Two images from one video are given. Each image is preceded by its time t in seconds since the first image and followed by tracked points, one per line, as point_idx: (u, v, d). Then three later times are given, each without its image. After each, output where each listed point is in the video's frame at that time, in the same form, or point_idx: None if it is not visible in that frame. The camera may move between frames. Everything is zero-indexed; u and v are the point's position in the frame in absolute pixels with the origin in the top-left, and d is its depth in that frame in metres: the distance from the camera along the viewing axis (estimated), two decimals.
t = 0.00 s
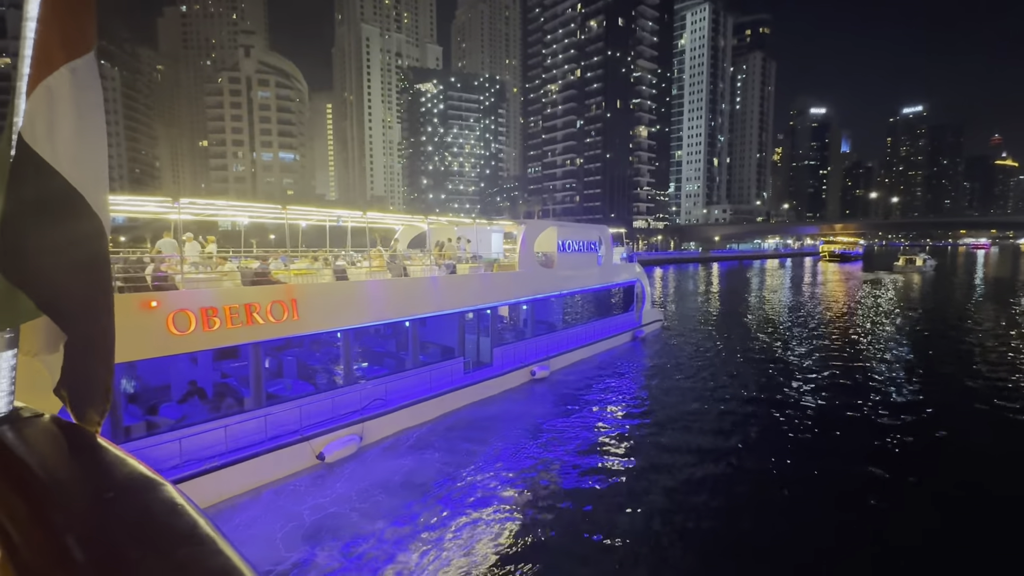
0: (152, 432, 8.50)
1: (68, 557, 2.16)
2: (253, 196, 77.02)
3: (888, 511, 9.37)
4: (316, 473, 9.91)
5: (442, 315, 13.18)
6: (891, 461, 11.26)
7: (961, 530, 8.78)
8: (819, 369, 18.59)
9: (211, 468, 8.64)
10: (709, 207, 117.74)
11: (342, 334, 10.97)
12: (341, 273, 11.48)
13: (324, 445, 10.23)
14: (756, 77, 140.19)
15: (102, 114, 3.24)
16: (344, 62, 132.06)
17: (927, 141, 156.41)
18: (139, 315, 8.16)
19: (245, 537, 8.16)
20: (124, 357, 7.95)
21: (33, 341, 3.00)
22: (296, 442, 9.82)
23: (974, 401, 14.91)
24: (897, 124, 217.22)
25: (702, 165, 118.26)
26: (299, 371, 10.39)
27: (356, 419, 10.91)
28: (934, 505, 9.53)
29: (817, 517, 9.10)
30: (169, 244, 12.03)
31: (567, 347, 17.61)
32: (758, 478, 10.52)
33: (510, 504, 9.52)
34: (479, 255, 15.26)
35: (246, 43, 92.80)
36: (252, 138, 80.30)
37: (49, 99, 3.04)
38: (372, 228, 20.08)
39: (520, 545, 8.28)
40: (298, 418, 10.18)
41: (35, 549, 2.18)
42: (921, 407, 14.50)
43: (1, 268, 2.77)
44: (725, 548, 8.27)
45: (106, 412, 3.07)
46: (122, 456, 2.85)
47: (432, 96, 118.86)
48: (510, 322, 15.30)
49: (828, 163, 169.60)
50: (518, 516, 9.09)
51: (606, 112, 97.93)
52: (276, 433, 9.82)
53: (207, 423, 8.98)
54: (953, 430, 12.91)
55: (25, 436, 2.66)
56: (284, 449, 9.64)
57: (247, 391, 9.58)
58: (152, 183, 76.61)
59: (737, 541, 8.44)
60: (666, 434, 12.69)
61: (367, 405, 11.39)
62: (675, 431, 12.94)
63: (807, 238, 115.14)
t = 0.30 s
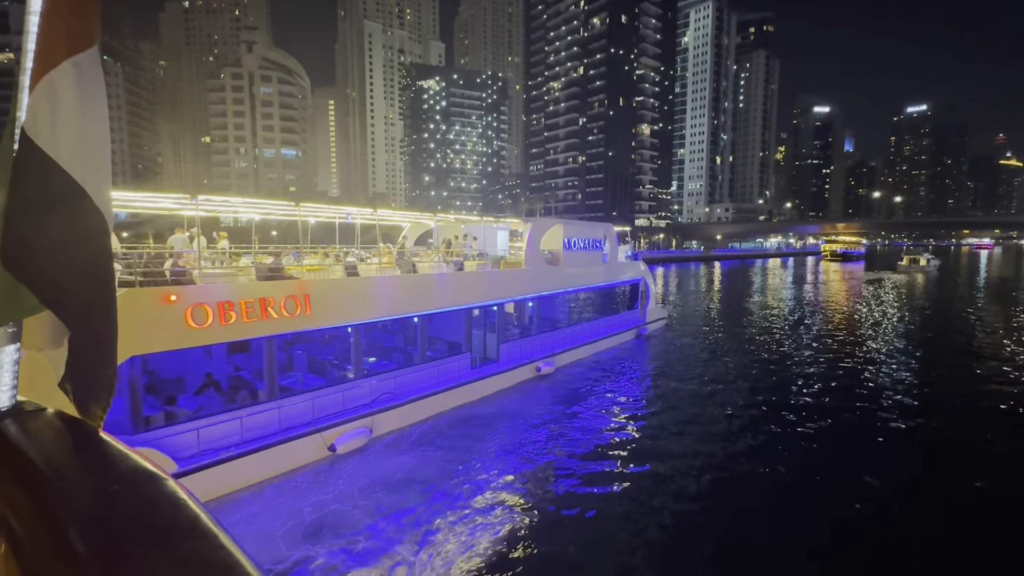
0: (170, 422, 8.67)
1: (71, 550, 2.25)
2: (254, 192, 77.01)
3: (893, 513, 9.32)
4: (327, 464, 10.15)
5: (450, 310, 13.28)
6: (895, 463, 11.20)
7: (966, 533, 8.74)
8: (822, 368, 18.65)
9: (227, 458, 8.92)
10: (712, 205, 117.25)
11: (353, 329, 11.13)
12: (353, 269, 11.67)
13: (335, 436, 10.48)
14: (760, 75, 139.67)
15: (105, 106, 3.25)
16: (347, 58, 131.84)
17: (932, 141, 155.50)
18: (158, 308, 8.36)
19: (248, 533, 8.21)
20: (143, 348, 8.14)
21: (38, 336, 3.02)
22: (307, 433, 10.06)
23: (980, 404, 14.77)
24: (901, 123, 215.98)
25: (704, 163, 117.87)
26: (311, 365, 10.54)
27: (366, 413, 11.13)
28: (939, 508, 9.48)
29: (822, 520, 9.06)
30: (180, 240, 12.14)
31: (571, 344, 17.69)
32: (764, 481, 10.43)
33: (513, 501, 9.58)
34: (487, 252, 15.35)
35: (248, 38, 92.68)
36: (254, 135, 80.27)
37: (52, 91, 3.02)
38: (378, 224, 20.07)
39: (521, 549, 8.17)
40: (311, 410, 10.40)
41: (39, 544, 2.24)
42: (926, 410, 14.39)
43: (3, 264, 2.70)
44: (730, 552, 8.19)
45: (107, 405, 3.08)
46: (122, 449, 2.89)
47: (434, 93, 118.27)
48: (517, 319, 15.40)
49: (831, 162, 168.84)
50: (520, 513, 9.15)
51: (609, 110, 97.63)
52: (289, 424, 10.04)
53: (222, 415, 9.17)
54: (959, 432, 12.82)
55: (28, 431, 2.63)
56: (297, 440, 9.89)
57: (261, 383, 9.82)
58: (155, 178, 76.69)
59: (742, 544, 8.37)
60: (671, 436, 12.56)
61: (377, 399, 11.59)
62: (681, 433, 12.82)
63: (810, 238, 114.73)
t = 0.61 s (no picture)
0: (188, 409, 9.03)
1: (71, 540, 2.28)
2: (255, 184, 77.02)
3: (891, 509, 9.38)
4: (336, 452, 10.40)
5: (457, 303, 13.43)
6: (898, 463, 11.10)
7: (969, 538, 8.55)
8: (822, 363, 18.80)
9: (243, 444, 9.23)
10: (714, 200, 116.88)
11: (362, 320, 11.30)
12: (362, 261, 11.86)
13: (346, 425, 10.73)
14: (763, 69, 138.65)
15: (105, 101, 3.23)
16: (348, 50, 131.16)
17: (936, 136, 154.54)
18: (176, 298, 8.59)
19: (251, 523, 8.34)
20: (159, 337, 8.37)
21: (43, 325, 3.06)
22: (320, 421, 10.32)
23: (982, 403, 14.64)
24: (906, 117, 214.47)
25: (707, 157, 117.47)
26: (320, 356, 10.79)
27: (375, 403, 11.35)
28: (938, 508, 9.42)
29: (822, 519, 9.01)
30: (190, 232, 12.21)
31: (576, 337, 17.82)
32: (766, 481, 10.30)
33: (514, 492, 9.71)
34: (493, 245, 15.45)
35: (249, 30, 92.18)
36: (255, 127, 80.05)
37: (53, 86, 3.01)
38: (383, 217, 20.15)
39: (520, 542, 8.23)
40: (323, 398, 10.65)
41: (41, 532, 2.29)
42: (929, 407, 14.36)
43: (3, 253, 2.73)
44: (729, 554, 8.11)
45: (110, 394, 3.12)
46: (123, 439, 2.95)
47: (435, 85, 117.13)
48: (523, 311, 15.52)
49: (834, 157, 167.99)
50: (520, 506, 9.27)
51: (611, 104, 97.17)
52: (301, 413, 10.28)
53: (237, 402, 9.48)
54: (961, 430, 12.79)
55: (32, 421, 2.72)
56: (310, 428, 10.17)
57: (274, 372, 10.06)
58: (156, 170, 76.64)
59: (741, 544, 8.33)
60: (674, 434, 12.44)
61: (386, 388, 11.80)
62: (682, 428, 12.85)
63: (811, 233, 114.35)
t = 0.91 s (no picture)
0: (199, 402, 9.12)
1: (66, 535, 2.30)
2: (252, 180, 76.84)
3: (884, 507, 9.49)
4: (344, 445, 10.58)
5: (460, 300, 13.48)
6: (893, 462, 11.19)
7: (974, 541, 8.52)
8: (819, 362, 18.97)
9: (252, 437, 9.38)
10: (712, 199, 116.95)
11: (368, 317, 11.36)
12: (368, 258, 11.91)
13: (353, 419, 10.90)
14: (761, 68, 138.74)
15: (102, 94, 3.21)
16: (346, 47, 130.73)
17: (933, 136, 154.82)
18: (188, 293, 8.69)
19: (249, 518, 8.40)
20: (170, 332, 8.42)
21: (38, 321, 3.06)
22: (327, 416, 10.47)
23: (977, 403, 14.74)
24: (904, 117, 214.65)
25: (705, 156, 117.57)
26: (326, 351, 10.82)
27: (380, 398, 11.47)
28: (933, 508, 9.50)
29: (819, 518, 9.06)
30: (196, 228, 12.22)
31: (577, 334, 17.89)
32: (765, 481, 10.32)
33: (512, 490, 9.78)
34: (496, 243, 15.47)
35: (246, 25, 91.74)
36: (253, 123, 79.75)
37: (52, 79, 3.00)
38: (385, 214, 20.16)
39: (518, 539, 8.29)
40: (330, 392, 10.77)
41: (35, 527, 2.30)
42: (925, 406, 14.46)
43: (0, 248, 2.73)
44: (728, 554, 8.10)
45: (107, 391, 3.15)
46: (121, 436, 2.98)
47: (434, 82, 116.56)
48: (525, 307, 15.59)
49: (831, 156, 168.28)
50: (518, 504, 9.33)
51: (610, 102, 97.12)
52: (309, 407, 10.42)
53: (247, 396, 9.58)
54: (955, 430, 12.89)
55: (29, 419, 2.75)
56: (316, 422, 10.31)
57: (283, 367, 10.15)
58: (152, 166, 76.36)
59: (736, 542, 8.41)
60: (671, 432, 12.50)
61: (391, 383, 11.92)
62: (680, 426, 12.94)
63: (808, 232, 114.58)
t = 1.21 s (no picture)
0: (219, 395, 9.27)
1: (74, 532, 2.35)
2: (255, 178, 76.97)
3: (884, 507, 9.54)
4: (357, 439, 10.75)
5: (470, 297, 13.56)
6: (894, 462, 11.22)
7: (979, 543, 8.54)
8: (823, 362, 19.00)
9: (268, 430, 9.56)
10: (715, 198, 116.63)
11: (379, 313, 11.48)
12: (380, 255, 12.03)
13: (365, 413, 11.04)
14: (765, 66, 138.11)
15: (108, 95, 3.26)
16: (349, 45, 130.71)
17: (939, 135, 153.79)
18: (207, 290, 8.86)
19: (254, 513, 8.47)
20: (189, 326, 8.58)
21: (46, 318, 3.13)
22: (339, 410, 10.59)
23: (981, 403, 14.74)
24: (910, 116, 213.12)
25: (708, 155, 117.21)
26: (338, 347, 10.92)
27: (391, 392, 11.61)
28: (934, 508, 9.54)
29: (821, 518, 9.11)
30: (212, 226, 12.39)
31: (582, 333, 17.95)
32: (767, 482, 10.35)
33: (517, 488, 9.85)
34: (504, 241, 15.55)
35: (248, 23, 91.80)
36: (257, 121, 79.86)
37: (58, 79, 3.06)
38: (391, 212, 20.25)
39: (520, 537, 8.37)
40: (342, 387, 10.92)
41: (41, 522, 2.34)
42: (929, 408, 14.45)
43: (6, 245, 2.77)
44: (728, 553, 8.16)
45: (112, 387, 3.21)
46: (125, 432, 3.03)
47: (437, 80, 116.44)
48: (532, 305, 15.66)
49: (835, 155, 167.52)
50: (520, 502, 9.38)
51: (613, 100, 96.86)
52: (323, 400, 10.58)
53: (263, 389, 9.74)
54: (957, 431, 12.90)
55: (36, 414, 2.81)
56: (331, 416, 10.48)
57: (297, 362, 10.29)
58: (156, 164, 76.53)
59: (736, 542, 8.45)
60: (673, 432, 12.53)
61: (402, 377, 12.07)
62: (683, 426, 12.96)
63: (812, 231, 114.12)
